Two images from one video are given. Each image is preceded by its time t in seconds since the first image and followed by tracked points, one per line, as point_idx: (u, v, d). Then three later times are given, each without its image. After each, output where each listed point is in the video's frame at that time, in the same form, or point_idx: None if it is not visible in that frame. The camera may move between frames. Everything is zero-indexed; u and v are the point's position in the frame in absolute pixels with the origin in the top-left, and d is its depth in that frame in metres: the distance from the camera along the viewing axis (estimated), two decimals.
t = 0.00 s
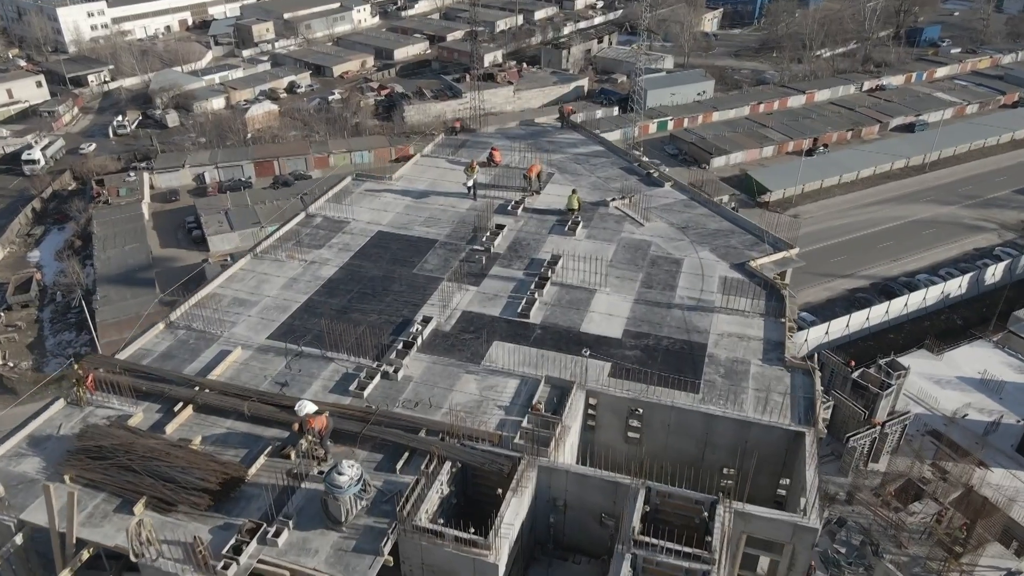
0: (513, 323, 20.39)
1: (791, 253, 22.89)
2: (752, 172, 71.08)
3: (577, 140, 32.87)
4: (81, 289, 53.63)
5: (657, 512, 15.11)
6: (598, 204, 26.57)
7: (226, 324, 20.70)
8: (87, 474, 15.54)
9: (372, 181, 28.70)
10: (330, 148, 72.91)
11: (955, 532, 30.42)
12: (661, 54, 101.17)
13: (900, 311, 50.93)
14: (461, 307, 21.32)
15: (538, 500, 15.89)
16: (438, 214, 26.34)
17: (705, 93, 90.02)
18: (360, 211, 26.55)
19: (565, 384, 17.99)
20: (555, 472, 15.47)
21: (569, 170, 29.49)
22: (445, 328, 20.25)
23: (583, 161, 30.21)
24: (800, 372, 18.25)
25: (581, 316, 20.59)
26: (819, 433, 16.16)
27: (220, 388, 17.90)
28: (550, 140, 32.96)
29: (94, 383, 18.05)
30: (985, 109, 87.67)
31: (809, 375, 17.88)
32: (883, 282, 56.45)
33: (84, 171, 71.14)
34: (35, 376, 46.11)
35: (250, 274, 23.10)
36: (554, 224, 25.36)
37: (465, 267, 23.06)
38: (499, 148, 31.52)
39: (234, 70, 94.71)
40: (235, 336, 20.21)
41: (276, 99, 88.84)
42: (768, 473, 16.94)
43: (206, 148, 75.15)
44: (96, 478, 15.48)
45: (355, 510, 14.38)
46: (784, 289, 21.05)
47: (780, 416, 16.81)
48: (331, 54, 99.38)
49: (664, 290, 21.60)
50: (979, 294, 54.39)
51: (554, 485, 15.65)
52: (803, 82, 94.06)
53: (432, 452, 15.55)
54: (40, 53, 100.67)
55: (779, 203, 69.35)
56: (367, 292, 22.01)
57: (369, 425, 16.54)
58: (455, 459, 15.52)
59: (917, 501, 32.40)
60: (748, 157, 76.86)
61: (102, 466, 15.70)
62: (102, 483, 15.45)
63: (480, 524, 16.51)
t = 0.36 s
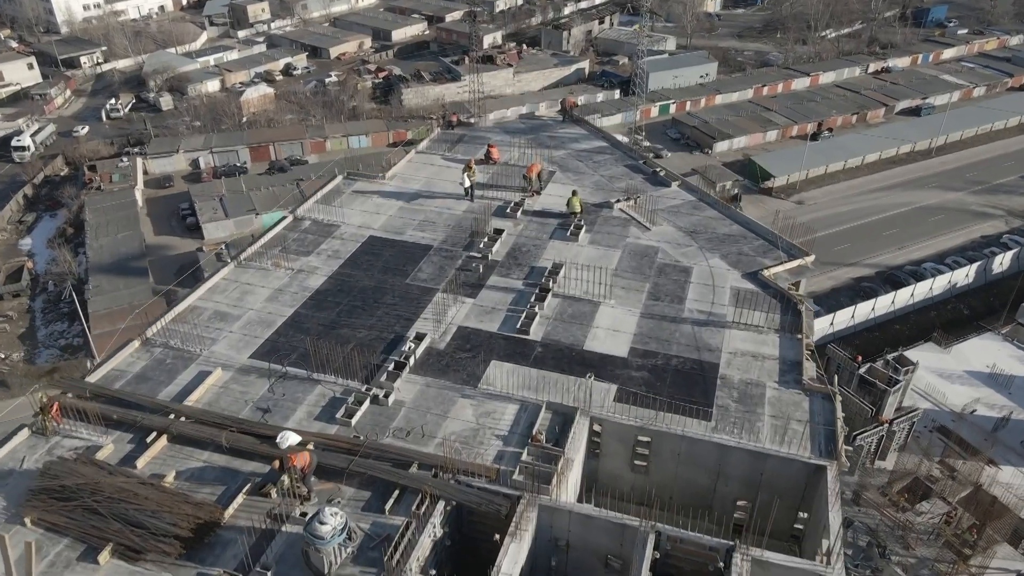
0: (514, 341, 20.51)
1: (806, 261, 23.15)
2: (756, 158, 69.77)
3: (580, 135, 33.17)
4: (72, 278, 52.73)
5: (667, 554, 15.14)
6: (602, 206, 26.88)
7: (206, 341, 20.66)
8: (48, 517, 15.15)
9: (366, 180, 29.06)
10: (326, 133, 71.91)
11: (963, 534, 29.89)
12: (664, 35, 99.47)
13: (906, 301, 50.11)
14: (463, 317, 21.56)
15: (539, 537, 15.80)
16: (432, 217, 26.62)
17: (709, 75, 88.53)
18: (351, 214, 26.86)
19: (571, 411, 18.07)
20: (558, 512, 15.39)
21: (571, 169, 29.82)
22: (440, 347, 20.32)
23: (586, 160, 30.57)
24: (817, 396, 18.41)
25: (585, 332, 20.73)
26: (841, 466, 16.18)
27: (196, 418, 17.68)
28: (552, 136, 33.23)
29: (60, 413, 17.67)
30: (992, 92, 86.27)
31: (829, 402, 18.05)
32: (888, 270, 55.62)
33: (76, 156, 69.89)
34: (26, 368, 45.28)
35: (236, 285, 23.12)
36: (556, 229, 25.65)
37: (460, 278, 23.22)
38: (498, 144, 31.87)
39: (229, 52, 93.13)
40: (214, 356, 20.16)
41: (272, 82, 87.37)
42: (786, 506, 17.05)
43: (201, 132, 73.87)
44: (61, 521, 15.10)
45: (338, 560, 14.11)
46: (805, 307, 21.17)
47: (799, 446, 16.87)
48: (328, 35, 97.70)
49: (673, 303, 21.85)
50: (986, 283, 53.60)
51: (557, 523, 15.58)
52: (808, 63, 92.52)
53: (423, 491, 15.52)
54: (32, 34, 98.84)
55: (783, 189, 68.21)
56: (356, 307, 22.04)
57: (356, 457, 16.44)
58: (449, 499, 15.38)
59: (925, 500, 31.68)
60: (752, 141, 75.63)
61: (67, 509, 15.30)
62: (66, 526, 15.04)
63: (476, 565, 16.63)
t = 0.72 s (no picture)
0: (514, 360, 19.89)
1: (824, 269, 22.51)
2: (759, 141, 68.54)
3: (582, 130, 32.76)
4: (64, 266, 51.75)
5: None
6: (605, 207, 26.50)
7: (183, 362, 20.05)
8: (4, 565, 14.12)
9: (358, 180, 28.72)
10: (322, 115, 70.72)
11: (972, 534, 29.21)
12: (666, 15, 97.77)
13: (912, 290, 49.27)
14: (461, 328, 21.18)
15: None
16: (427, 220, 26.27)
17: (711, 56, 87.06)
18: (341, 217, 26.51)
19: (574, 441, 17.38)
20: (560, 558, 15.02)
21: (574, 167, 29.45)
22: (433, 367, 19.71)
23: (589, 157, 30.22)
24: (838, 423, 17.71)
25: (589, 350, 20.10)
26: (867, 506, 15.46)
27: (169, 451, 16.98)
28: (553, 130, 32.84)
29: (23, 448, 17.01)
30: (1000, 74, 84.85)
31: (852, 432, 17.26)
32: (893, 258, 54.72)
33: (67, 139, 68.59)
34: (17, 358, 44.49)
35: (219, 297, 22.60)
36: (558, 233, 25.22)
37: (455, 288, 22.73)
38: (495, 140, 31.62)
39: (223, 31, 91.44)
40: (191, 377, 19.55)
41: (267, 62, 85.86)
42: (806, 542, 16.54)
43: (194, 115, 72.55)
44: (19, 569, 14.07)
45: None
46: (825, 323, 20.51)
47: (822, 483, 16.13)
48: (324, 14, 95.92)
49: (682, 317, 21.23)
50: (993, 271, 52.74)
51: (559, 568, 15.22)
52: (813, 43, 90.89)
53: (413, 535, 14.95)
54: (22, 12, 96.96)
55: (787, 173, 67.09)
56: (346, 321, 21.49)
57: (343, 498, 15.79)
58: (445, 545, 14.77)
59: (933, 499, 31.06)
60: (755, 123, 74.34)
61: (25, 555, 14.33)
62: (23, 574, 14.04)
63: None
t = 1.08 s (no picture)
0: (513, 385, 19.12)
1: (844, 280, 21.92)
2: (763, 124, 67.27)
3: (585, 125, 32.13)
4: (55, 253, 50.80)
5: None
6: (611, 211, 25.91)
7: (158, 388, 19.28)
8: None
9: (350, 180, 28.02)
10: (318, 97, 69.51)
11: (981, 535, 28.78)
12: None
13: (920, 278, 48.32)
14: (459, 343, 20.56)
15: None
16: (422, 225, 25.59)
17: (715, 35, 85.37)
18: (331, 221, 25.79)
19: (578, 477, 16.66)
20: None
21: (577, 166, 28.82)
22: (427, 393, 18.93)
23: (593, 154, 29.61)
24: (863, 458, 16.98)
25: (594, 372, 19.39)
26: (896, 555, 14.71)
27: (140, 492, 16.17)
28: (556, 125, 32.20)
29: None
30: (1009, 54, 83.32)
31: (880, 468, 16.51)
32: (900, 245, 53.73)
33: (59, 122, 67.33)
34: (9, 349, 43.77)
35: (199, 312, 21.84)
36: (561, 240, 24.57)
37: (450, 302, 22.02)
38: (494, 137, 30.99)
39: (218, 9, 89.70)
40: (166, 405, 18.79)
41: (263, 42, 84.33)
42: None
43: (188, 97, 71.20)
44: None
45: None
46: (846, 342, 19.90)
47: (846, 528, 15.35)
48: None
49: (693, 335, 20.55)
50: (1002, 258, 51.80)
51: None
52: (818, 21, 89.18)
53: None
54: None
55: (792, 157, 65.93)
56: (333, 340, 20.75)
57: (328, 546, 15.05)
58: None
59: (941, 496, 30.42)
60: (760, 105, 72.98)
61: None
62: None
63: None
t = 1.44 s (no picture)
0: (515, 416, 18.22)
1: (867, 296, 21.09)
2: (769, 106, 65.94)
3: (589, 121, 31.21)
4: (46, 241, 49.81)
5: None
6: (617, 216, 25.08)
7: (131, 419, 18.23)
8: None
9: (342, 182, 27.06)
10: (315, 78, 68.24)
11: (991, 536, 28.04)
12: None
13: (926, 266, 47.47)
14: (455, 365, 19.66)
15: None
16: (417, 232, 24.68)
17: (719, 14, 83.62)
18: (320, 228, 24.84)
19: (583, 522, 15.70)
20: None
21: (581, 166, 27.96)
22: (421, 424, 17.99)
23: (598, 153, 28.73)
24: (893, 498, 16.09)
25: (601, 401, 18.51)
26: None
27: (107, 543, 15.10)
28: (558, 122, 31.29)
29: None
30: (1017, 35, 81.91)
31: (911, 512, 15.66)
32: (907, 231, 52.71)
33: (49, 104, 65.96)
34: None
35: (178, 331, 20.82)
36: (564, 250, 23.71)
37: (446, 319, 21.12)
38: (492, 136, 30.12)
39: None
40: (139, 438, 17.74)
41: (257, 21, 82.73)
42: None
43: (181, 78, 69.82)
44: None
45: None
46: (869, 366, 19.08)
47: None
48: None
49: (706, 357, 19.70)
50: (1011, 245, 50.90)
51: None
52: None
53: None
54: None
55: (797, 140, 64.73)
56: (321, 363, 19.79)
57: None
58: None
59: (949, 495, 29.70)
60: (764, 86, 71.61)
61: None
62: None
63: None
